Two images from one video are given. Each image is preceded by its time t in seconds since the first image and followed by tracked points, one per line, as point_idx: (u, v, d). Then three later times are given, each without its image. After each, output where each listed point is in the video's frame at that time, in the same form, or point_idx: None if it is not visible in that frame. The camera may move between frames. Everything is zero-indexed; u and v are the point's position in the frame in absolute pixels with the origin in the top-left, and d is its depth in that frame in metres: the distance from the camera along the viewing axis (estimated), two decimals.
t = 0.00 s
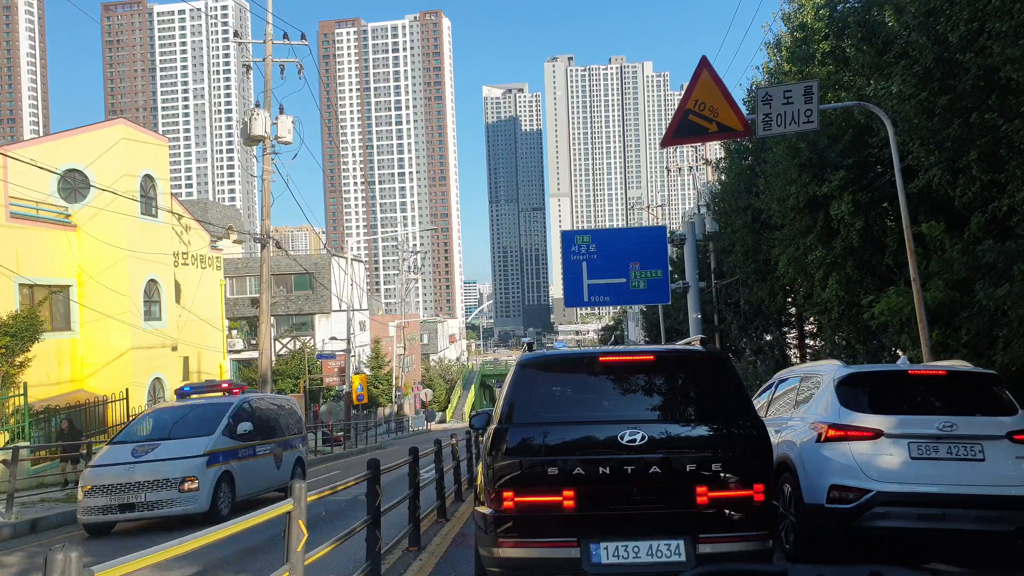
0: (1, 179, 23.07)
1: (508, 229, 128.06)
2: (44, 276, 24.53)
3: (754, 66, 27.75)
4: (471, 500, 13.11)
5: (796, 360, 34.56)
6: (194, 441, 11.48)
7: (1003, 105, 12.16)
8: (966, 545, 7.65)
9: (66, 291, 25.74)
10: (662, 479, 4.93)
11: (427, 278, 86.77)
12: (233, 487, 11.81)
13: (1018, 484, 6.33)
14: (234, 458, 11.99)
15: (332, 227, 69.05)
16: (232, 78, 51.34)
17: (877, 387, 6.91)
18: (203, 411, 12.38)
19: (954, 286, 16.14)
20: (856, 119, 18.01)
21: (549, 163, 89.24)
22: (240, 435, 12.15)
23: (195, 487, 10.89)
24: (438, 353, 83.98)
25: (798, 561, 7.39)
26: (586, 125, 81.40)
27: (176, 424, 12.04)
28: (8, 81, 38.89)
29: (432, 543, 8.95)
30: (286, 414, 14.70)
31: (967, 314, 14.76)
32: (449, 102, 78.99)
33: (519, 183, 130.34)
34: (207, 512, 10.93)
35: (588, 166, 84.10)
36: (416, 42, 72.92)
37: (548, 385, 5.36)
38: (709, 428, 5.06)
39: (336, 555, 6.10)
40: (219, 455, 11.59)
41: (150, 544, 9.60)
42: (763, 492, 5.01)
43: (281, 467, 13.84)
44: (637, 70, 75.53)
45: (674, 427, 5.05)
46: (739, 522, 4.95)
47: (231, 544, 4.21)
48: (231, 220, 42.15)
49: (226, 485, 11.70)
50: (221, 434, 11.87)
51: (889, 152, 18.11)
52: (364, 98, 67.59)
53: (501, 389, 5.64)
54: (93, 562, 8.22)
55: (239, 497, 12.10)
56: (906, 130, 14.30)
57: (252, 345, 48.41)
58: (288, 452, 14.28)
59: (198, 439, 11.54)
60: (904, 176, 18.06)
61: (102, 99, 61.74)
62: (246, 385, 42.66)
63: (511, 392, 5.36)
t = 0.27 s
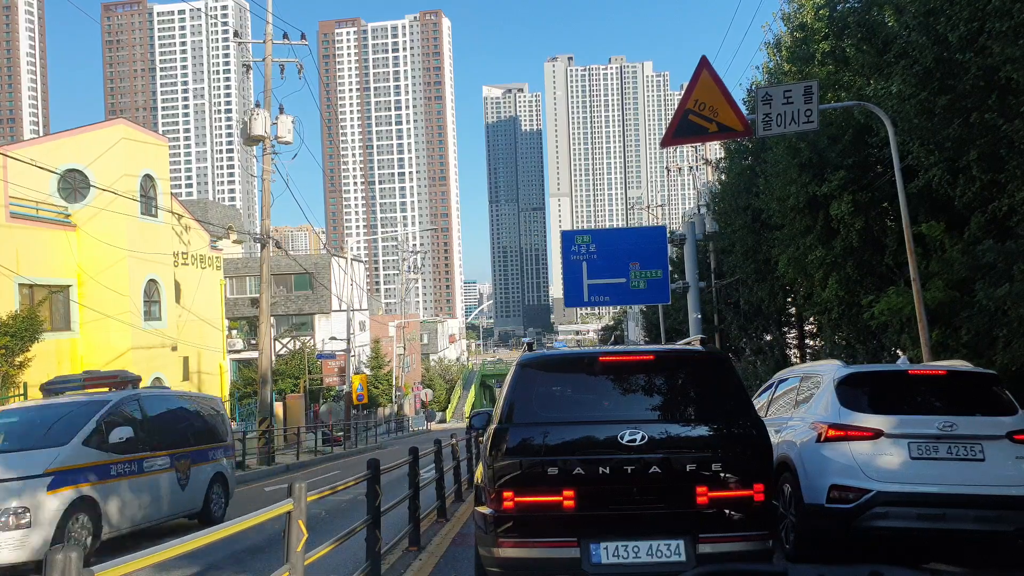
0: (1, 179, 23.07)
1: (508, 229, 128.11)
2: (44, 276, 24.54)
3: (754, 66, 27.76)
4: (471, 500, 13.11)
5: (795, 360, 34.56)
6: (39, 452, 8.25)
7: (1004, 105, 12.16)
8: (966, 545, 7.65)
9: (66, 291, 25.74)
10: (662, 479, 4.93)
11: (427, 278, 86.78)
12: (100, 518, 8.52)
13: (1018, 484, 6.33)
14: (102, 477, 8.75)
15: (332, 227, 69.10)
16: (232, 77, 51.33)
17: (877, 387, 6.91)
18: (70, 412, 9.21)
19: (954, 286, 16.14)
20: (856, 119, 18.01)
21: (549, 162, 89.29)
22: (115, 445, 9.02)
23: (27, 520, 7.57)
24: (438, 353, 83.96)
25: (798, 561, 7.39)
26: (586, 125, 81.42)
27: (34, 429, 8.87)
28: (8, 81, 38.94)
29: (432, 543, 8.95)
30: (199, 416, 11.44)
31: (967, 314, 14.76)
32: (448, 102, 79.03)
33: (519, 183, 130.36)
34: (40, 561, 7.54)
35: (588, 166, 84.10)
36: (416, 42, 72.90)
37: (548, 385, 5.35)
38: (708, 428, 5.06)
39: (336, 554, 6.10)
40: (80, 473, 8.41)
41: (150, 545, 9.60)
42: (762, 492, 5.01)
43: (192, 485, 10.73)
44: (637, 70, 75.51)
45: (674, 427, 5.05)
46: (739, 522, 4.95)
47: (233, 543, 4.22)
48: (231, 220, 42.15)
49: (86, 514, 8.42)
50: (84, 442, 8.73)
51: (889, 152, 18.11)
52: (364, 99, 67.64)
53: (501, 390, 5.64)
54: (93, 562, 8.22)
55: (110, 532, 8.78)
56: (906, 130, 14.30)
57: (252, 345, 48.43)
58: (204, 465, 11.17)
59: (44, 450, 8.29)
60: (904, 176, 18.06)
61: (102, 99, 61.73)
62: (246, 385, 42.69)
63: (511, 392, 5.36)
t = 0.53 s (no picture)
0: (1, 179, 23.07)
1: (508, 229, 128.09)
2: (44, 276, 24.53)
3: (754, 66, 27.77)
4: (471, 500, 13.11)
5: (795, 360, 34.56)
6: None
7: (1004, 105, 12.16)
8: (966, 545, 7.65)
9: (66, 291, 25.74)
10: (662, 479, 4.92)
11: (427, 278, 86.79)
12: None
13: (1018, 483, 6.32)
14: None
15: (332, 227, 69.10)
16: (232, 78, 51.29)
17: (878, 387, 6.91)
18: None
19: (954, 286, 16.14)
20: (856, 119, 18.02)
21: (549, 162, 89.32)
22: None
23: None
24: (438, 353, 83.94)
25: (798, 561, 7.38)
26: (586, 125, 81.41)
27: None
28: (8, 81, 38.95)
29: (432, 543, 8.94)
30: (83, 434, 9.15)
31: (967, 314, 14.76)
32: (449, 102, 79.04)
33: (519, 182, 130.36)
34: None
35: (588, 166, 84.08)
36: (416, 43, 72.86)
37: (548, 385, 5.35)
38: (709, 428, 5.06)
39: (336, 555, 6.09)
40: None
41: (149, 545, 9.59)
42: (762, 492, 5.01)
43: (29, 512, 7.90)
44: (637, 71, 75.46)
45: (674, 427, 5.05)
46: (739, 522, 4.95)
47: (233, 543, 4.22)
48: (231, 220, 42.13)
49: None
50: None
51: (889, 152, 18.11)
52: (364, 99, 67.65)
53: (501, 390, 5.64)
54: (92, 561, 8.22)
55: None
56: (906, 130, 14.30)
57: (252, 345, 48.44)
58: (67, 495, 8.53)
59: None
60: (904, 176, 18.06)
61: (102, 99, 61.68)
62: (246, 385, 42.70)
63: (511, 392, 5.35)
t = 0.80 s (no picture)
0: (1, 179, 23.10)
1: (508, 229, 128.09)
2: (44, 276, 24.53)
3: (754, 66, 27.79)
4: (471, 500, 13.10)
5: (795, 360, 34.56)
6: None
7: (1003, 104, 12.15)
8: (965, 545, 7.65)
9: (66, 291, 25.74)
10: (662, 478, 4.92)
11: (427, 278, 86.76)
12: None
13: (1017, 483, 6.32)
14: None
15: (332, 227, 69.10)
16: (232, 77, 51.24)
17: (878, 387, 6.91)
18: None
19: (955, 286, 16.14)
20: (856, 119, 18.03)
21: (549, 162, 89.32)
22: None
23: None
24: (438, 353, 83.94)
25: (798, 561, 7.38)
26: (586, 125, 81.42)
27: None
28: (8, 81, 38.97)
29: (432, 543, 8.94)
30: None
31: (967, 314, 14.76)
32: (449, 102, 79.03)
33: (518, 182, 130.34)
34: None
35: (588, 166, 84.06)
36: (416, 43, 72.84)
37: (548, 385, 5.35)
38: (709, 428, 5.06)
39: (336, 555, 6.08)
40: None
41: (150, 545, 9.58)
42: (763, 492, 5.01)
43: None
44: (637, 70, 75.55)
45: (675, 427, 5.05)
46: (739, 522, 4.95)
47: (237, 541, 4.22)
48: (231, 220, 42.11)
49: None
50: None
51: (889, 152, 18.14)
52: (364, 99, 67.69)
53: (501, 389, 5.65)
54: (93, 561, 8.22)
55: None
56: (906, 131, 14.30)
57: (252, 345, 48.47)
58: None
59: None
60: (904, 176, 18.07)
61: (102, 99, 61.66)
62: (246, 386, 42.71)
63: (511, 393, 5.36)
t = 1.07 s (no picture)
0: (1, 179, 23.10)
1: (508, 229, 128.06)
2: (44, 276, 24.52)
3: (754, 66, 27.82)
4: (471, 500, 13.10)
5: (795, 360, 34.55)
6: None
7: (1004, 104, 12.14)
8: (966, 545, 7.65)
9: (66, 291, 25.75)
10: (662, 478, 4.92)
11: (427, 278, 86.74)
12: None
13: (1018, 483, 6.32)
14: None
15: (332, 227, 69.11)
16: (233, 77, 51.24)
17: (878, 387, 6.91)
18: None
19: (955, 286, 16.14)
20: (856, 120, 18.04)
21: (549, 162, 89.32)
22: None
23: None
24: (438, 353, 83.94)
25: (798, 561, 7.38)
26: (586, 125, 81.42)
27: None
28: (8, 81, 39.00)
29: (432, 543, 8.94)
30: None
31: (967, 314, 14.76)
32: (449, 102, 79.04)
33: (518, 182, 130.34)
34: None
35: (588, 166, 84.04)
36: (416, 43, 72.82)
37: (548, 385, 5.35)
38: (709, 428, 5.06)
39: (336, 555, 6.08)
40: None
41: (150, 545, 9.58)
42: (763, 492, 5.01)
43: None
44: (637, 70, 75.60)
45: (674, 427, 5.05)
46: (739, 522, 4.95)
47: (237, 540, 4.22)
48: (231, 220, 42.12)
49: None
50: None
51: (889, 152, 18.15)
52: (364, 99, 67.70)
53: (501, 389, 5.65)
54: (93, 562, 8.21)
55: None
56: (906, 130, 14.29)
57: (252, 345, 48.49)
58: None
59: None
60: (904, 176, 18.07)
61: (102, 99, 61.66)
62: (246, 386, 42.70)
63: (511, 392, 5.35)
